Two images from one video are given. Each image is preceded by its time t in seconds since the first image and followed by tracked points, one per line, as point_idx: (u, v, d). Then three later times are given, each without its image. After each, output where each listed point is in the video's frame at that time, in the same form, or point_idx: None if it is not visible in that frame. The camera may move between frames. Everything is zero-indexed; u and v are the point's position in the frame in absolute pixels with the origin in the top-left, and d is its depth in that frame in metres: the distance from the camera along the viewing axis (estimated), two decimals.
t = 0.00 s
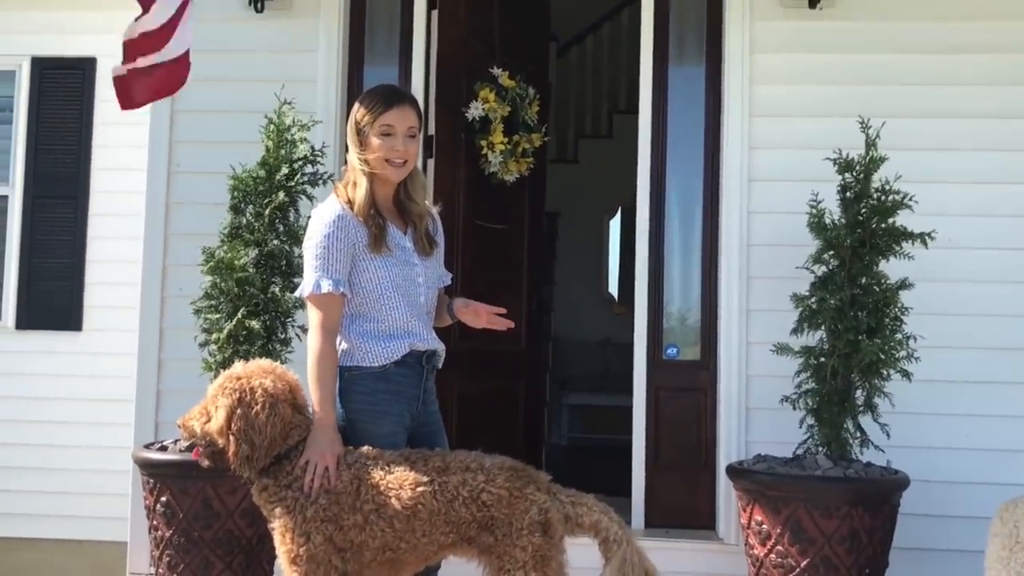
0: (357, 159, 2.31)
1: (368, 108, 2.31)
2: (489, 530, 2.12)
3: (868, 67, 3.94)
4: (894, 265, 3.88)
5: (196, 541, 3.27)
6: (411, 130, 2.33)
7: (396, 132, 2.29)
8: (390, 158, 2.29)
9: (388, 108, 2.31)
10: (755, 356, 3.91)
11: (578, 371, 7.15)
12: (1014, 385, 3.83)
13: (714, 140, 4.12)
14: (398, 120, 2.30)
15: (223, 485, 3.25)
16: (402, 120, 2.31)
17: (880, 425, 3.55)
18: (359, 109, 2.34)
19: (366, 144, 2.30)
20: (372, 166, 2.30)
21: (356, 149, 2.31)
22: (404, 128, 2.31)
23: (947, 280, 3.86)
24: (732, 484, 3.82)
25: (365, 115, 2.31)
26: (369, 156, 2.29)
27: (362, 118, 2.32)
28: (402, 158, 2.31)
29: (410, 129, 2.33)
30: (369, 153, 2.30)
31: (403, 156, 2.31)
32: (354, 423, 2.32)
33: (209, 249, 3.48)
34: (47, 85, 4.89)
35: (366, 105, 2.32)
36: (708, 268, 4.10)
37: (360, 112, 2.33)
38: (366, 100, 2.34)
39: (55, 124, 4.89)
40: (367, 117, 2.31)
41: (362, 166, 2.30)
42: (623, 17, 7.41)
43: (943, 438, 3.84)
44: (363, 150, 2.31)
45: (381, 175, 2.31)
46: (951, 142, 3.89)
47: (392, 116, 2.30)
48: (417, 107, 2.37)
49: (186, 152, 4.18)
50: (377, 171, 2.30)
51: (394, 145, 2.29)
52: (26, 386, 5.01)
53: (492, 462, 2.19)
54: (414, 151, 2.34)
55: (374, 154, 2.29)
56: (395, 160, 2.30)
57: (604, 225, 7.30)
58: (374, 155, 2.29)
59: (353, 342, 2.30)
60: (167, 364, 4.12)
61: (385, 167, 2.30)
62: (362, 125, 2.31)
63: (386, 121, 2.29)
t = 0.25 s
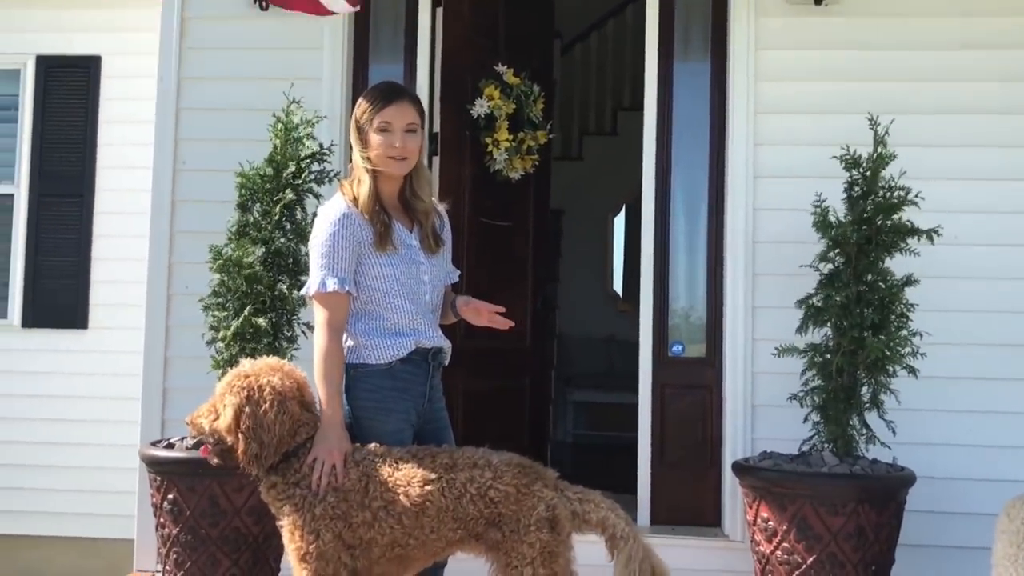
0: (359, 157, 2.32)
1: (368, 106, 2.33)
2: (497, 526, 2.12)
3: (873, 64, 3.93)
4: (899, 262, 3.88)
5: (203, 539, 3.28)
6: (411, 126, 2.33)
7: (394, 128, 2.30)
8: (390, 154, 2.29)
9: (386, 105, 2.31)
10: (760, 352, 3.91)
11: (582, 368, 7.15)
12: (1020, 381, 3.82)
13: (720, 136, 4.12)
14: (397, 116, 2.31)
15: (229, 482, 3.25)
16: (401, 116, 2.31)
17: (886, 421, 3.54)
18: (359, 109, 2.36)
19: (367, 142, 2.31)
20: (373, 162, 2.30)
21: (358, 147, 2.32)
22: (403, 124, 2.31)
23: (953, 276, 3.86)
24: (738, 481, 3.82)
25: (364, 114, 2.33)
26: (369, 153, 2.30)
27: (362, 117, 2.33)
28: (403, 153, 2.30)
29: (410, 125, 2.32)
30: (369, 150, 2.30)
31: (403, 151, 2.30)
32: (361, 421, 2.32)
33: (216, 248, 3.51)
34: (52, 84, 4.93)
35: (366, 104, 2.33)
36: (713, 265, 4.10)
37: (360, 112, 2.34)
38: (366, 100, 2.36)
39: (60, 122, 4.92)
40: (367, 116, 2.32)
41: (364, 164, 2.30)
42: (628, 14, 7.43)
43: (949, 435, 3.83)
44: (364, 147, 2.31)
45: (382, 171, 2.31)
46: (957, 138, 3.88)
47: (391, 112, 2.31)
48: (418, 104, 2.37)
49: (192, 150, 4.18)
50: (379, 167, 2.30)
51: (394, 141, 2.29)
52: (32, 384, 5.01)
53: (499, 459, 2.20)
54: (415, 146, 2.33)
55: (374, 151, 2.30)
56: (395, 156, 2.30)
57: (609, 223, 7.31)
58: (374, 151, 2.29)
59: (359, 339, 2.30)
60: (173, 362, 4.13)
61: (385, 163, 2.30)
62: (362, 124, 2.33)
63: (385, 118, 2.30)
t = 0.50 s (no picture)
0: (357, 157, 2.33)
1: (365, 107, 2.34)
2: (499, 524, 2.13)
3: (872, 61, 3.94)
4: (898, 259, 3.89)
5: (204, 538, 3.29)
6: (408, 124, 2.33)
7: (391, 126, 2.30)
8: (388, 152, 2.29)
9: (383, 104, 2.32)
10: (760, 350, 3.92)
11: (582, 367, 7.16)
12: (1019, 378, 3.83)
13: (719, 134, 4.12)
14: (394, 115, 2.31)
15: (231, 482, 3.26)
16: (397, 114, 2.32)
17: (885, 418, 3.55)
18: (357, 109, 2.37)
19: (365, 142, 2.32)
20: (372, 162, 2.31)
21: (356, 147, 2.33)
22: (400, 123, 2.32)
23: (952, 274, 3.87)
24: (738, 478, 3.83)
25: (361, 114, 2.34)
26: (367, 153, 2.31)
27: (360, 118, 2.34)
28: (401, 151, 2.31)
29: (407, 123, 2.33)
30: (367, 150, 2.31)
31: (401, 150, 2.31)
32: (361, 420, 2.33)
33: (216, 247, 3.51)
34: (51, 85, 4.93)
35: (363, 104, 2.35)
36: (713, 263, 4.11)
37: (357, 112, 2.36)
38: (363, 100, 2.37)
39: (59, 123, 4.93)
40: (364, 116, 2.33)
41: (362, 163, 2.31)
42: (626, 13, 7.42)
43: (948, 432, 3.84)
44: (362, 147, 2.32)
45: (380, 170, 2.31)
46: (955, 135, 3.89)
47: (388, 111, 2.32)
48: (416, 102, 2.38)
49: (191, 150, 4.19)
50: (377, 166, 2.31)
51: (391, 140, 2.30)
52: (32, 385, 5.02)
53: (501, 456, 2.20)
54: (413, 145, 2.33)
55: (371, 150, 2.30)
56: (393, 154, 2.30)
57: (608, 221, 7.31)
58: (372, 151, 2.30)
59: (358, 338, 2.31)
60: (174, 361, 4.14)
61: (384, 162, 2.31)
62: (360, 125, 2.34)
63: (382, 117, 2.31)
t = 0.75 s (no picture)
0: (358, 156, 2.33)
1: (369, 106, 2.34)
2: (500, 522, 2.13)
3: (867, 60, 3.95)
4: (894, 257, 3.90)
5: (204, 539, 3.29)
6: (411, 125, 2.34)
7: (395, 126, 2.31)
8: (392, 152, 2.30)
9: (388, 103, 2.33)
10: (757, 348, 3.93)
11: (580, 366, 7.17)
12: (1016, 375, 3.84)
13: (715, 133, 4.13)
14: (398, 115, 2.32)
15: (230, 483, 3.26)
16: (402, 115, 2.32)
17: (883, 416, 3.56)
18: (359, 108, 2.37)
19: (368, 141, 2.32)
20: (376, 162, 2.31)
21: (359, 147, 2.32)
22: (404, 123, 2.33)
23: (948, 271, 3.88)
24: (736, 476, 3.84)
25: (364, 113, 2.34)
26: (370, 152, 2.31)
27: (363, 117, 2.34)
28: (404, 152, 2.31)
29: (410, 124, 2.34)
30: (370, 149, 2.31)
31: (405, 150, 2.31)
32: (359, 420, 2.33)
33: (213, 248, 3.50)
34: (47, 86, 4.93)
35: (365, 104, 2.35)
36: (710, 261, 4.12)
37: (359, 111, 2.35)
38: (365, 99, 2.37)
39: (55, 125, 4.92)
40: (367, 115, 2.33)
41: (364, 163, 2.31)
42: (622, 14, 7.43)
43: (946, 429, 3.85)
44: (364, 147, 2.32)
45: (383, 170, 2.31)
46: (951, 134, 3.90)
47: (392, 111, 2.32)
48: (418, 103, 2.38)
49: (189, 151, 4.19)
50: (379, 166, 2.31)
51: (396, 139, 2.30)
52: (30, 387, 5.01)
53: (501, 455, 2.21)
54: (416, 145, 2.34)
55: (375, 150, 2.31)
56: (397, 154, 2.30)
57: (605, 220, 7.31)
58: (375, 150, 2.30)
59: (357, 338, 2.31)
60: (172, 362, 4.14)
61: (388, 162, 2.31)
62: (363, 124, 2.34)
63: (386, 117, 2.31)
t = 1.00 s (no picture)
0: (369, 157, 2.30)
1: (384, 106, 2.30)
2: (499, 523, 2.14)
3: (863, 61, 3.96)
4: (890, 258, 3.91)
5: (201, 541, 3.29)
6: (424, 131, 2.34)
7: (412, 133, 2.31)
8: (405, 159, 2.31)
9: (406, 108, 2.30)
10: (754, 350, 3.94)
11: (577, 368, 7.18)
12: (1012, 376, 3.85)
13: (712, 135, 4.14)
14: (415, 121, 2.31)
15: (228, 485, 3.26)
16: (418, 121, 2.32)
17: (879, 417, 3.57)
18: (372, 105, 2.31)
19: (380, 143, 2.30)
20: (389, 167, 2.31)
21: (370, 148, 2.30)
22: (420, 130, 2.33)
23: (944, 273, 3.89)
24: (734, 477, 3.84)
25: (379, 113, 2.30)
26: (383, 156, 2.30)
27: (377, 116, 2.30)
28: (415, 159, 2.33)
29: (423, 131, 2.35)
30: (383, 152, 2.30)
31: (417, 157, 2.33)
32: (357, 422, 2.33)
33: (209, 248, 3.50)
34: (45, 88, 4.93)
35: (382, 103, 2.30)
36: (707, 263, 4.12)
37: (374, 109, 2.30)
38: (380, 97, 2.32)
39: (53, 127, 4.92)
40: (383, 116, 2.29)
41: (375, 166, 2.30)
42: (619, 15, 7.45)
43: (943, 431, 3.86)
44: (377, 148, 2.30)
45: (392, 174, 2.32)
46: (947, 135, 3.91)
47: (409, 116, 2.31)
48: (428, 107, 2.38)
49: (186, 153, 4.19)
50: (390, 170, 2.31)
51: (411, 147, 2.31)
52: (27, 389, 5.01)
53: (500, 456, 2.21)
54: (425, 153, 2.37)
55: (388, 154, 2.30)
56: (409, 161, 2.32)
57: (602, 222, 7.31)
58: (388, 154, 2.30)
59: (354, 339, 2.32)
60: (170, 364, 4.14)
61: (401, 169, 2.32)
62: (377, 123, 2.30)
63: (404, 122, 2.30)
